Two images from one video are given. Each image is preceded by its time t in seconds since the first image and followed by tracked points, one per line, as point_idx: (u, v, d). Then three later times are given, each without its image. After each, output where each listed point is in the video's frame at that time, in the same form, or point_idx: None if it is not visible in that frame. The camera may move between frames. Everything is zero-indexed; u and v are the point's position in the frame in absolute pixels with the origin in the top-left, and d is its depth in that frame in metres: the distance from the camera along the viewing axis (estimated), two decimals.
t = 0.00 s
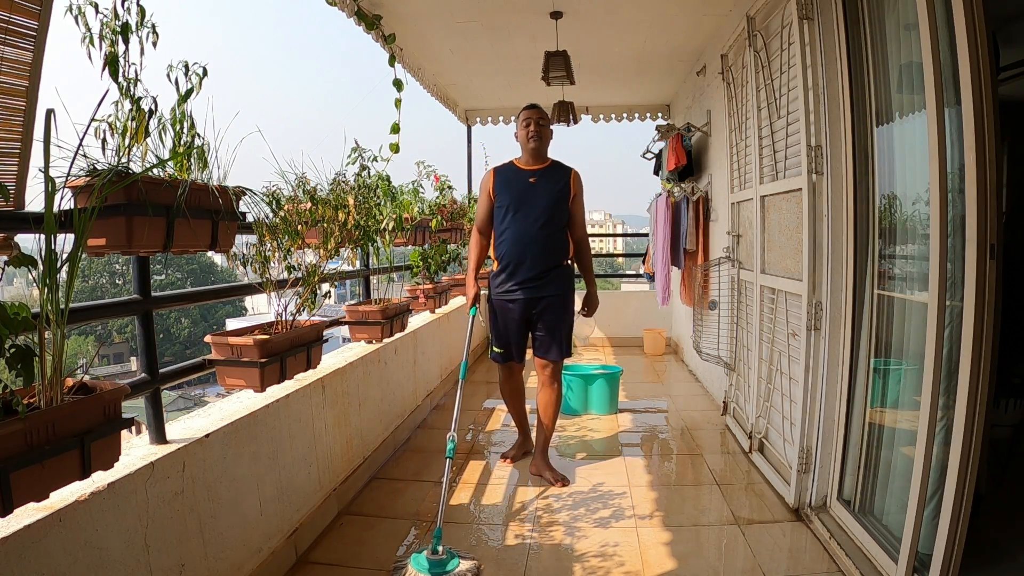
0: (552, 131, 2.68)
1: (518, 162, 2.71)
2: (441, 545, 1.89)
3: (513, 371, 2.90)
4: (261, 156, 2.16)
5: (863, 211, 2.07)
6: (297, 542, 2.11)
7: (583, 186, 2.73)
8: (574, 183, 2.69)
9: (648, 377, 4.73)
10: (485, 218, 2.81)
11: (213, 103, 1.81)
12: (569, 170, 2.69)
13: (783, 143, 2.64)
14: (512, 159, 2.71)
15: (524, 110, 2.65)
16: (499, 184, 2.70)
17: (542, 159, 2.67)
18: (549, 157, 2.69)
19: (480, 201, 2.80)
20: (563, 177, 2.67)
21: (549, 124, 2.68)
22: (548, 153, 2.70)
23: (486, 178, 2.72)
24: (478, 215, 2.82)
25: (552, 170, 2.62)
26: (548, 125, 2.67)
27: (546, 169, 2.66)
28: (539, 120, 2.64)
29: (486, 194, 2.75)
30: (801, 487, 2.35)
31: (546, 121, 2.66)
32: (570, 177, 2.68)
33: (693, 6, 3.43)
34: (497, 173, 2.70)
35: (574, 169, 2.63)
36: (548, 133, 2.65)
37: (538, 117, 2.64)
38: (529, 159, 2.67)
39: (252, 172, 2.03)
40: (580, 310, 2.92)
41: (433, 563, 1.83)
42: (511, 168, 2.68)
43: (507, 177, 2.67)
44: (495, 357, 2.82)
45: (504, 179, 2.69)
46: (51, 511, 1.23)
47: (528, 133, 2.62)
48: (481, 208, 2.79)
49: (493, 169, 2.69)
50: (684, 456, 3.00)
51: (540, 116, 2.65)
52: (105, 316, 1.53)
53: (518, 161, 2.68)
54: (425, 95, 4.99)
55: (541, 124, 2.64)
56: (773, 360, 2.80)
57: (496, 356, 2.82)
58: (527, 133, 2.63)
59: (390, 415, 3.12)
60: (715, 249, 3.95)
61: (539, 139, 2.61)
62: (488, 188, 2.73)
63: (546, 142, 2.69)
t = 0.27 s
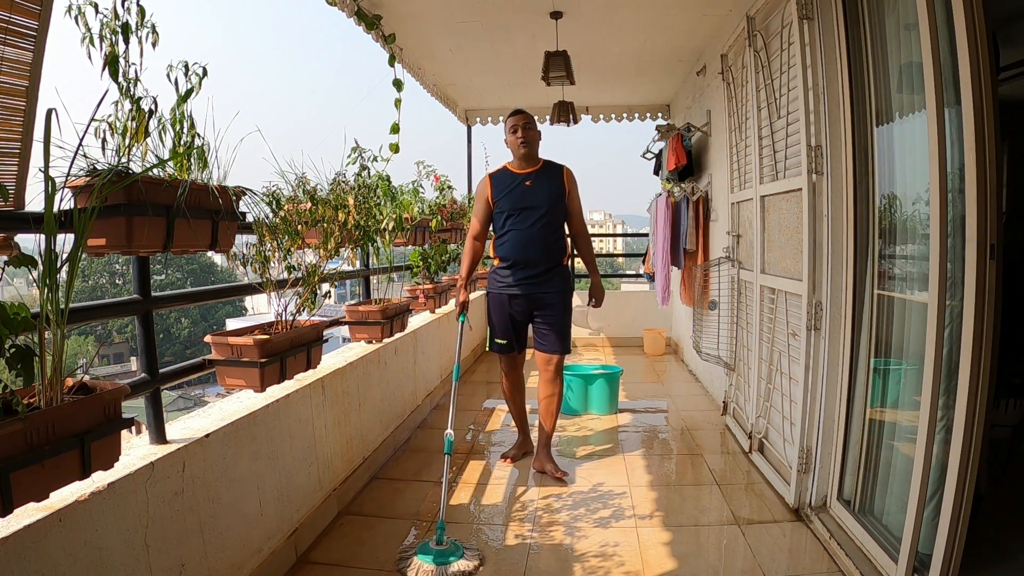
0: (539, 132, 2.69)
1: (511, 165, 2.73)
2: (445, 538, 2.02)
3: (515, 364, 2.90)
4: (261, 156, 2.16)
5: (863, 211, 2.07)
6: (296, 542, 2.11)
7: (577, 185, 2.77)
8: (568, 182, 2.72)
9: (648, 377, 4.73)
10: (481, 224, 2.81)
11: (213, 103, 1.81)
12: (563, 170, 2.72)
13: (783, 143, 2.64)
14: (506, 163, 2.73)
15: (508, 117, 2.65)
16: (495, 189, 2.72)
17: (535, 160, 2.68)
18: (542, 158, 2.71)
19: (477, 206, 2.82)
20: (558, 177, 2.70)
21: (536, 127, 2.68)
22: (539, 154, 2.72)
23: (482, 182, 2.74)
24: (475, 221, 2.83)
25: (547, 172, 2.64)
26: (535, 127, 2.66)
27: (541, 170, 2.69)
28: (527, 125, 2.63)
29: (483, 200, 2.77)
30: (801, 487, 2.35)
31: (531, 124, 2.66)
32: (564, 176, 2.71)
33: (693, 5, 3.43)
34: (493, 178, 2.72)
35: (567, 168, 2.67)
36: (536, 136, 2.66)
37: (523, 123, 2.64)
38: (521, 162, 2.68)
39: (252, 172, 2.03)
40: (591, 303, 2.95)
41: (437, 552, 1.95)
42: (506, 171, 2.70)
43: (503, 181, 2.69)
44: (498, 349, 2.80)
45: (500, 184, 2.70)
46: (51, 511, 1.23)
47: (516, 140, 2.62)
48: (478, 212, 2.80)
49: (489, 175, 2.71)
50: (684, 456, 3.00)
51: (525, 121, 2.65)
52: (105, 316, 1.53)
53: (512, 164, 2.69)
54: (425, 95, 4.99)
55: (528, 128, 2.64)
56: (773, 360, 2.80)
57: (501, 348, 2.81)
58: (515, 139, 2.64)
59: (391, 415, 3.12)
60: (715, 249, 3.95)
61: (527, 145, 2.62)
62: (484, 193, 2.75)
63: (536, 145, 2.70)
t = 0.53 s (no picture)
0: (539, 135, 2.72)
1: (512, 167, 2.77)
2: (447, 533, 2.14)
3: (518, 360, 2.91)
4: (261, 156, 2.16)
5: (863, 211, 2.07)
6: (296, 542, 2.11)
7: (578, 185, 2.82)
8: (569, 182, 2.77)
9: (648, 377, 4.73)
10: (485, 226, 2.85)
11: (213, 103, 1.81)
12: (564, 170, 2.77)
13: (784, 143, 2.64)
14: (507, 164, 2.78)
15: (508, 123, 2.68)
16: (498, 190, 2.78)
17: (536, 161, 2.73)
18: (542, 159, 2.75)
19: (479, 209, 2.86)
20: (559, 177, 2.75)
21: (536, 130, 2.71)
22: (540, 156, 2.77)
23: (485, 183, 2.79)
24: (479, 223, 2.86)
25: (548, 172, 2.69)
26: (534, 132, 2.68)
27: (541, 171, 2.74)
28: (527, 130, 2.66)
29: (487, 201, 2.81)
30: (801, 487, 2.35)
31: (531, 129, 2.68)
32: (565, 176, 2.76)
33: (693, 6, 3.43)
34: (496, 179, 2.77)
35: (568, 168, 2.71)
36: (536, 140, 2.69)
37: (522, 128, 2.66)
38: (522, 164, 2.72)
39: (252, 172, 2.03)
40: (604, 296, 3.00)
41: (441, 546, 2.07)
42: (508, 172, 2.74)
43: (505, 182, 2.74)
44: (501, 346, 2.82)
45: (503, 185, 2.75)
46: (51, 511, 1.23)
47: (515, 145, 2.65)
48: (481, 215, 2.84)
49: (492, 176, 2.76)
50: (684, 456, 3.00)
51: (526, 124, 2.68)
52: (105, 316, 1.53)
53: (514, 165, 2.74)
54: (425, 95, 4.99)
55: (527, 133, 2.66)
56: (773, 360, 2.80)
57: (505, 345, 2.83)
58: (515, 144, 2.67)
59: (391, 415, 3.12)
60: (715, 249, 3.95)
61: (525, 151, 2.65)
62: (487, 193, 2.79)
63: (536, 147, 2.75)
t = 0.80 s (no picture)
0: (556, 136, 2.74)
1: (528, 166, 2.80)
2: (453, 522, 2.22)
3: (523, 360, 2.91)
4: (261, 156, 2.16)
5: (863, 211, 2.07)
6: (297, 542, 2.11)
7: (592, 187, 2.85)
8: (585, 184, 2.78)
9: (647, 377, 4.73)
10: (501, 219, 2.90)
11: (213, 103, 1.81)
12: (579, 172, 2.79)
13: (784, 143, 2.64)
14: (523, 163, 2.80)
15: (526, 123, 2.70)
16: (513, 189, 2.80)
17: (553, 162, 2.76)
18: (559, 160, 2.78)
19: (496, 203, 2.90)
20: (574, 179, 2.78)
21: (553, 131, 2.73)
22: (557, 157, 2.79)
23: (502, 180, 2.82)
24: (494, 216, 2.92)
25: (563, 173, 2.71)
26: (551, 134, 2.70)
27: (556, 172, 2.76)
28: (544, 130, 2.68)
29: (501, 198, 2.87)
30: (801, 487, 2.35)
31: (548, 130, 2.70)
32: (580, 178, 2.79)
33: (693, 6, 3.43)
34: (511, 177, 2.80)
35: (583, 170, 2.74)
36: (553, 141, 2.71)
37: (540, 129, 2.68)
38: (539, 164, 2.75)
39: (252, 172, 2.02)
40: (602, 299, 3.03)
41: (447, 534, 2.14)
42: (524, 172, 2.77)
43: (520, 181, 2.76)
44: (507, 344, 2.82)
45: (517, 183, 2.77)
46: (51, 511, 1.23)
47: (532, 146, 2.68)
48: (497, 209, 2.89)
49: (508, 173, 2.79)
50: (684, 456, 3.00)
51: (545, 125, 2.70)
52: (105, 316, 1.53)
53: (530, 165, 2.77)
54: (425, 95, 4.99)
55: (544, 134, 2.69)
56: (773, 360, 2.80)
57: (512, 344, 2.83)
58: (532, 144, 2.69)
59: (391, 416, 3.12)
60: (715, 249, 3.95)
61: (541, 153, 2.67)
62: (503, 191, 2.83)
63: (553, 147, 2.77)
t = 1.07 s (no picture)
0: (586, 137, 2.76)
1: (551, 164, 2.82)
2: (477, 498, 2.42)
3: (534, 359, 2.91)
4: (261, 156, 2.16)
5: (863, 211, 2.07)
6: (297, 542, 2.11)
7: (612, 189, 2.87)
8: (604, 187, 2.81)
9: (647, 377, 4.73)
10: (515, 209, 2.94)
11: (212, 103, 1.81)
12: (601, 174, 2.82)
13: (783, 143, 2.64)
14: (546, 160, 2.82)
15: (562, 118, 2.71)
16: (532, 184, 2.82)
17: (575, 162, 2.78)
18: (581, 160, 2.80)
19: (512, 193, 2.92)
20: (594, 180, 2.80)
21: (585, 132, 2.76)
22: (581, 158, 2.82)
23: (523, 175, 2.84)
24: (509, 202, 2.94)
25: (584, 174, 2.74)
26: (583, 134, 2.73)
27: (577, 171, 2.79)
28: (577, 130, 2.70)
29: (521, 189, 2.87)
30: (801, 487, 2.35)
31: (581, 129, 2.72)
32: (600, 179, 2.81)
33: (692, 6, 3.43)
34: (532, 172, 2.82)
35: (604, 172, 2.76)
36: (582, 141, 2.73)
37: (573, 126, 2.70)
38: (562, 163, 2.77)
39: (251, 172, 2.02)
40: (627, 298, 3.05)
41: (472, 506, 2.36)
42: (545, 169, 2.79)
43: (540, 179, 2.78)
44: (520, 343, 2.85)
45: (538, 181, 2.80)
46: (51, 511, 1.23)
47: (562, 142, 2.70)
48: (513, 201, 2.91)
49: (528, 168, 2.81)
50: (684, 456, 3.00)
51: (578, 124, 2.72)
52: (105, 316, 1.53)
53: (553, 162, 2.79)
54: (425, 95, 4.99)
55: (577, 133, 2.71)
56: (773, 360, 2.80)
57: (521, 342, 2.86)
58: (561, 141, 2.71)
59: (391, 416, 3.12)
60: (716, 249, 3.95)
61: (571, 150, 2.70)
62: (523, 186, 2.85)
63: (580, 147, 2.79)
